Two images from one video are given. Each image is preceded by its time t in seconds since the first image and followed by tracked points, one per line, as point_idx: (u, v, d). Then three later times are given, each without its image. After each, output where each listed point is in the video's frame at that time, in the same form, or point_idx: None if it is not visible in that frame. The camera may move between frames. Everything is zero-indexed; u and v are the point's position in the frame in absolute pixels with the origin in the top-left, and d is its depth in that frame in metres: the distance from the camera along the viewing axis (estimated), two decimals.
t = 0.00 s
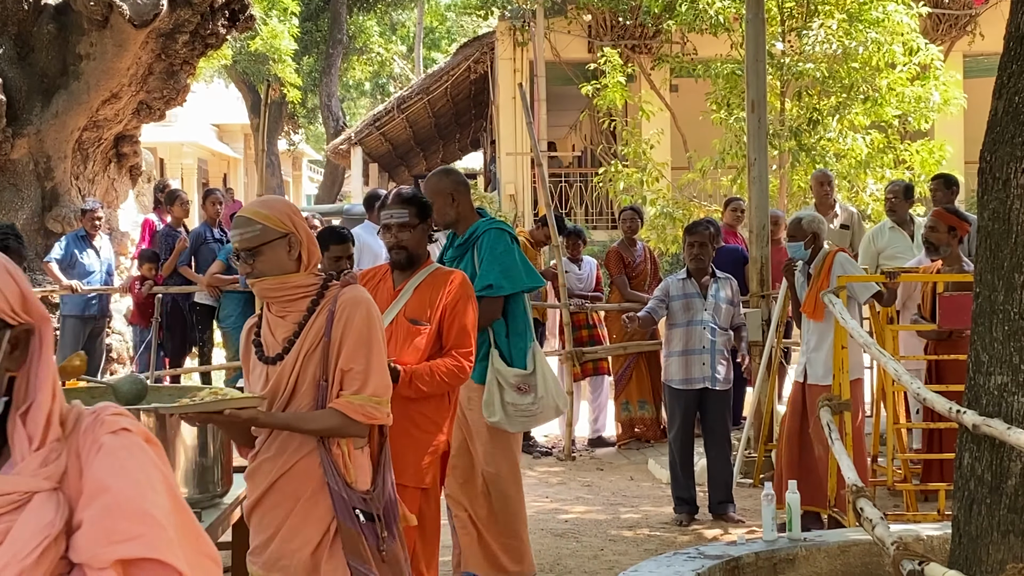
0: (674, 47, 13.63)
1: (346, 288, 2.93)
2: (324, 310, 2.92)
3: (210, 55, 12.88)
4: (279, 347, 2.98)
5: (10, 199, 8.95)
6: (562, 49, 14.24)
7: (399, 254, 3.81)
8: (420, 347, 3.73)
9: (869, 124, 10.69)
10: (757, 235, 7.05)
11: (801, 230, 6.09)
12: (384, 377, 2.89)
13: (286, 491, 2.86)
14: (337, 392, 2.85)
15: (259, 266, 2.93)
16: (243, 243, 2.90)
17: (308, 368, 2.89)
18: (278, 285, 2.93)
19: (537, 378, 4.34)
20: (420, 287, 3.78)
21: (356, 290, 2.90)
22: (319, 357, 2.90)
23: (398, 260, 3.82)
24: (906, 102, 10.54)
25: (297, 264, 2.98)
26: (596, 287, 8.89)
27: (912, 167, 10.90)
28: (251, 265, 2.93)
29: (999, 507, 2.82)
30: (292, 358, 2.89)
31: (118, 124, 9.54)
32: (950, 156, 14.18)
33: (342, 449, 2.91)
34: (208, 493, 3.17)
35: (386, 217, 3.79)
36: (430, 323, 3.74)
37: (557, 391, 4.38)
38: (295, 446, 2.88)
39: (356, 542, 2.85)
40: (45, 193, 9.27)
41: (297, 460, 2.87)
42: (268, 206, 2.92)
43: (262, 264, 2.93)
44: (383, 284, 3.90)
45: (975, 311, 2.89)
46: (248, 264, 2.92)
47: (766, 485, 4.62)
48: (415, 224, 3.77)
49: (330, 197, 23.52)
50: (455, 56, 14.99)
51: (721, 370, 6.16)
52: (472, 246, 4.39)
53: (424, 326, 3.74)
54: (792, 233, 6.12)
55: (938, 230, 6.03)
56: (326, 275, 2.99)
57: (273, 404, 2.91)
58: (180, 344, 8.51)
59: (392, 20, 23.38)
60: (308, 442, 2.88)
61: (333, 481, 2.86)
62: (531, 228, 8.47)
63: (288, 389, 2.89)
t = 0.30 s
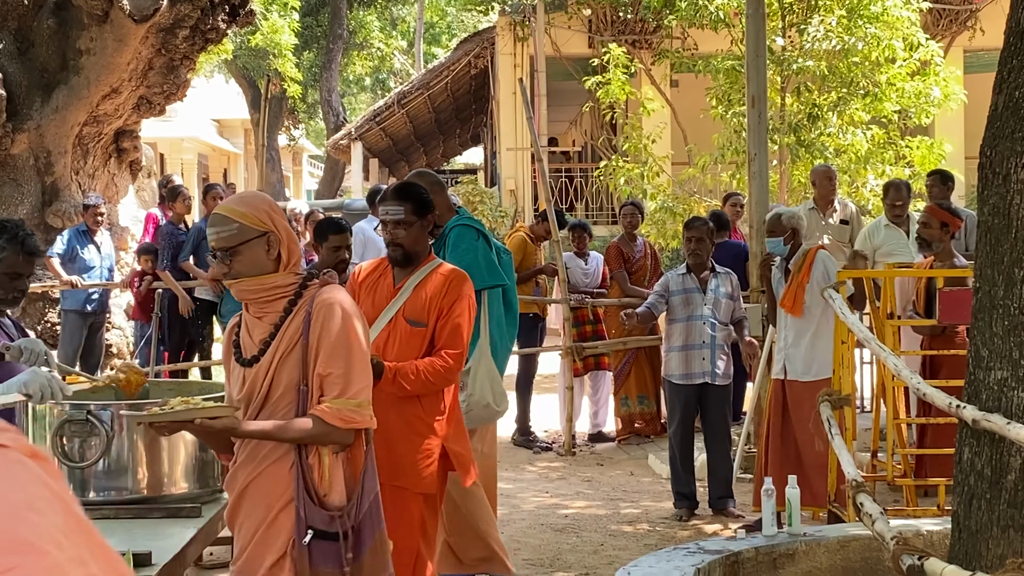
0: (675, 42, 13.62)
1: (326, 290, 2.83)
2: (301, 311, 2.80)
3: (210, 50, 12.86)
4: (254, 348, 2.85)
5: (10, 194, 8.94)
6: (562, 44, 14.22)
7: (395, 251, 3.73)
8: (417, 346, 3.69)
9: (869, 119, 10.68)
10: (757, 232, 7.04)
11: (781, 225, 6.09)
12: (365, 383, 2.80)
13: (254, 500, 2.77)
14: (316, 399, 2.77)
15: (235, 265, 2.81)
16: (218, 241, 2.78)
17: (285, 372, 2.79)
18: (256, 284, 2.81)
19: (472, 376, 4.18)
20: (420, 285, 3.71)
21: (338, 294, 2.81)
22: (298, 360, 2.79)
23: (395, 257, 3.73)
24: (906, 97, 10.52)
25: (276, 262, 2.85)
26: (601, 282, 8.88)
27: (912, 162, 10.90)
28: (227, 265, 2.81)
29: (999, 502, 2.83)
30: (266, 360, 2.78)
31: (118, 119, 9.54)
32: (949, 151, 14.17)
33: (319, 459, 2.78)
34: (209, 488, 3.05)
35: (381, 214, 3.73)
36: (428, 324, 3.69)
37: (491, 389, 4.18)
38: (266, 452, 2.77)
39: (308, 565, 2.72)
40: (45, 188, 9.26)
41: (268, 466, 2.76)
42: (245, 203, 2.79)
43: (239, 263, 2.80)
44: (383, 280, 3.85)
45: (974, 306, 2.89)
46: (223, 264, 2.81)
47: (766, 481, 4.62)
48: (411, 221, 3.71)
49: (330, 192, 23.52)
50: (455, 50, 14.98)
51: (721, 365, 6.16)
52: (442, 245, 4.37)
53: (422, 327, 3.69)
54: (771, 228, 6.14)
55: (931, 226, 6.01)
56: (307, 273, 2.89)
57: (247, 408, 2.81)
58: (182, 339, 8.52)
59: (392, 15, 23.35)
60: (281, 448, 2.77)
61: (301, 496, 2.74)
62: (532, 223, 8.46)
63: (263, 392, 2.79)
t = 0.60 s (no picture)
0: (675, 38, 13.60)
1: (307, 282, 2.59)
2: (281, 305, 2.58)
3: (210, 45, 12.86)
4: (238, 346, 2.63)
5: (10, 190, 8.93)
6: (562, 40, 14.18)
7: (379, 252, 3.66)
8: (402, 346, 3.62)
9: (869, 115, 10.66)
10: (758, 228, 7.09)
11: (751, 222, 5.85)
12: (350, 378, 2.57)
13: (236, 502, 2.58)
14: (302, 396, 2.55)
15: (213, 262, 2.58)
16: (193, 238, 2.55)
17: (265, 370, 2.57)
18: (234, 282, 2.58)
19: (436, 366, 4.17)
20: (404, 285, 3.66)
21: (320, 285, 2.58)
22: (280, 355, 2.57)
23: (378, 258, 3.68)
24: (906, 93, 10.50)
25: (255, 257, 2.62)
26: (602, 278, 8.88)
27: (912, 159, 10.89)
28: (204, 264, 2.58)
29: (999, 498, 2.83)
30: (246, 359, 2.57)
31: (118, 115, 9.54)
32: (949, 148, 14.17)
33: (304, 459, 2.57)
34: (211, 483, 2.99)
35: (365, 214, 3.63)
36: (414, 323, 3.62)
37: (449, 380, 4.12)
38: (249, 452, 2.59)
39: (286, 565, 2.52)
40: (45, 184, 9.27)
41: (247, 468, 2.58)
42: (218, 197, 2.57)
43: (216, 261, 2.58)
44: (368, 280, 3.79)
45: (975, 302, 2.89)
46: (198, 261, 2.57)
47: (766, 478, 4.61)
48: (392, 221, 3.61)
49: (330, 189, 23.54)
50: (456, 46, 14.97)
51: (721, 361, 6.16)
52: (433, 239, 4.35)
53: (408, 326, 3.63)
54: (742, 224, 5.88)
55: (919, 223, 5.95)
56: (289, 267, 2.65)
57: (230, 407, 2.61)
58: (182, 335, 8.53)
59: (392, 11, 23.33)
60: (264, 447, 2.58)
61: (277, 494, 2.54)
62: (533, 219, 8.45)
63: (244, 392, 2.58)
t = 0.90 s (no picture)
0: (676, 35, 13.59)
1: (298, 281, 2.59)
2: (272, 303, 2.58)
3: (211, 42, 12.85)
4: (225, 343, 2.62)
5: (11, 187, 8.93)
6: (563, 37, 14.18)
7: (349, 246, 3.56)
8: (377, 343, 3.48)
9: (870, 113, 10.66)
10: (758, 225, 7.06)
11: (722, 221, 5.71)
12: (343, 379, 2.57)
13: (219, 498, 2.57)
14: (292, 396, 2.55)
15: (204, 259, 2.55)
16: (183, 233, 2.53)
17: (253, 367, 2.57)
18: (225, 278, 2.56)
19: (454, 365, 4.19)
20: (377, 280, 3.53)
21: (310, 283, 2.58)
22: (268, 355, 2.57)
23: (349, 253, 3.58)
24: (906, 90, 10.46)
25: (247, 253, 2.59)
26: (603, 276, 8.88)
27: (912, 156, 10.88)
28: (194, 260, 2.55)
29: (1000, 495, 2.83)
30: (233, 357, 2.56)
31: (119, 112, 9.54)
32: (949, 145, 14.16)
33: (290, 460, 2.57)
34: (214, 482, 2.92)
35: (336, 207, 3.54)
36: (389, 320, 3.49)
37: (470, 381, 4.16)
38: (234, 451, 2.57)
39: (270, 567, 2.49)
40: (46, 181, 9.26)
41: (234, 466, 2.57)
42: (212, 191, 2.54)
43: (207, 256, 2.55)
44: (344, 279, 3.69)
45: (975, 299, 2.89)
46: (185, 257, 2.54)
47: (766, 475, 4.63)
48: (364, 215, 3.51)
49: (331, 186, 23.53)
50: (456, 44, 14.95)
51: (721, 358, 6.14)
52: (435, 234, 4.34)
53: (382, 323, 3.49)
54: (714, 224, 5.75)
55: (902, 221, 5.90)
56: (280, 264, 2.64)
57: (215, 405, 2.60)
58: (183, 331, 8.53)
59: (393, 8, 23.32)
60: (249, 446, 2.57)
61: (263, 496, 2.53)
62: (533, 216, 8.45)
63: (230, 390, 2.57)
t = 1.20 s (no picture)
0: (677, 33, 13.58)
1: (298, 283, 2.59)
2: (271, 304, 2.57)
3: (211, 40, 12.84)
4: (222, 343, 2.62)
5: (12, 185, 8.94)
6: (563, 35, 14.20)
7: (335, 241, 3.53)
8: (362, 341, 3.48)
9: (870, 111, 10.65)
10: (759, 223, 6.99)
11: (701, 221, 5.60)
12: (346, 380, 2.59)
13: (217, 500, 2.56)
14: (295, 397, 2.56)
15: (206, 258, 2.55)
16: (184, 231, 2.52)
17: (252, 367, 2.56)
18: (228, 278, 2.57)
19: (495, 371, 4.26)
20: (366, 279, 3.52)
21: (312, 286, 2.58)
22: (268, 356, 2.57)
23: (336, 248, 3.55)
24: (906, 89, 10.44)
25: (248, 254, 2.60)
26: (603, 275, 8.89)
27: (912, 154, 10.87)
28: (197, 258, 2.55)
29: (1000, 493, 2.83)
30: (232, 357, 2.56)
31: (120, 110, 9.55)
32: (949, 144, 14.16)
33: (292, 461, 2.57)
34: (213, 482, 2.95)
35: (326, 199, 3.52)
36: (374, 318, 3.48)
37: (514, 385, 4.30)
38: (234, 450, 2.57)
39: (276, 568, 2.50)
40: (46, 179, 9.25)
41: (232, 468, 2.56)
42: (216, 191, 2.53)
43: (210, 255, 2.55)
44: (332, 279, 3.67)
45: (975, 298, 2.89)
46: (191, 255, 2.54)
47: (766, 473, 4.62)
48: (353, 209, 3.48)
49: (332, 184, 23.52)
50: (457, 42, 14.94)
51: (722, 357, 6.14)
52: (433, 233, 4.33)
53: (368, 321, 3.48)
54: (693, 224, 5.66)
55: (885, 221, 5.91)
56: (280, 264, 2.64)
57: (213, 405, 2.60)
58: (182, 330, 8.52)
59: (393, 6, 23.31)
60: (249, 446, 2.57)
61: (269, 496, 2.52)
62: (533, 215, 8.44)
63: (228, 390, 2.56)
